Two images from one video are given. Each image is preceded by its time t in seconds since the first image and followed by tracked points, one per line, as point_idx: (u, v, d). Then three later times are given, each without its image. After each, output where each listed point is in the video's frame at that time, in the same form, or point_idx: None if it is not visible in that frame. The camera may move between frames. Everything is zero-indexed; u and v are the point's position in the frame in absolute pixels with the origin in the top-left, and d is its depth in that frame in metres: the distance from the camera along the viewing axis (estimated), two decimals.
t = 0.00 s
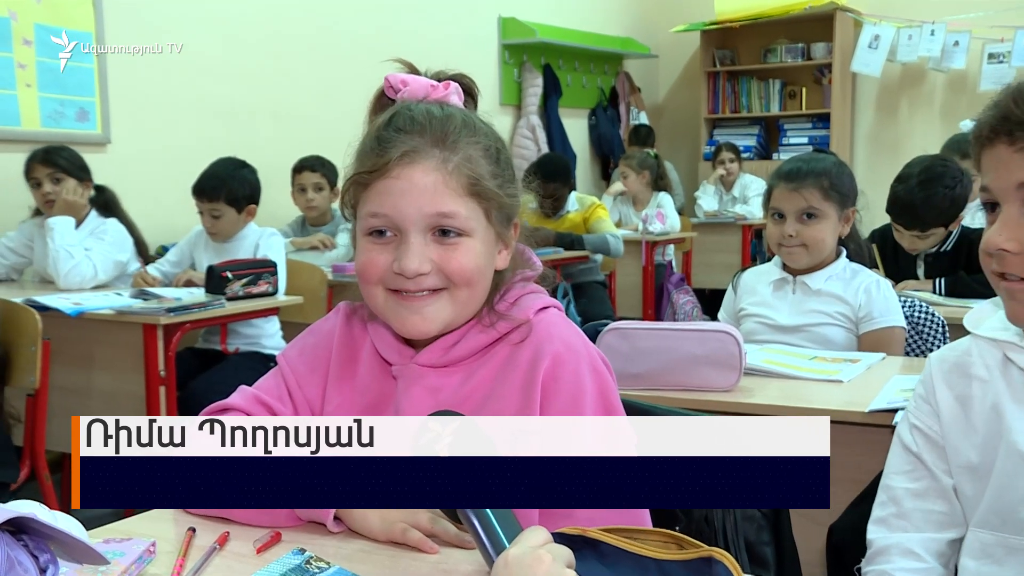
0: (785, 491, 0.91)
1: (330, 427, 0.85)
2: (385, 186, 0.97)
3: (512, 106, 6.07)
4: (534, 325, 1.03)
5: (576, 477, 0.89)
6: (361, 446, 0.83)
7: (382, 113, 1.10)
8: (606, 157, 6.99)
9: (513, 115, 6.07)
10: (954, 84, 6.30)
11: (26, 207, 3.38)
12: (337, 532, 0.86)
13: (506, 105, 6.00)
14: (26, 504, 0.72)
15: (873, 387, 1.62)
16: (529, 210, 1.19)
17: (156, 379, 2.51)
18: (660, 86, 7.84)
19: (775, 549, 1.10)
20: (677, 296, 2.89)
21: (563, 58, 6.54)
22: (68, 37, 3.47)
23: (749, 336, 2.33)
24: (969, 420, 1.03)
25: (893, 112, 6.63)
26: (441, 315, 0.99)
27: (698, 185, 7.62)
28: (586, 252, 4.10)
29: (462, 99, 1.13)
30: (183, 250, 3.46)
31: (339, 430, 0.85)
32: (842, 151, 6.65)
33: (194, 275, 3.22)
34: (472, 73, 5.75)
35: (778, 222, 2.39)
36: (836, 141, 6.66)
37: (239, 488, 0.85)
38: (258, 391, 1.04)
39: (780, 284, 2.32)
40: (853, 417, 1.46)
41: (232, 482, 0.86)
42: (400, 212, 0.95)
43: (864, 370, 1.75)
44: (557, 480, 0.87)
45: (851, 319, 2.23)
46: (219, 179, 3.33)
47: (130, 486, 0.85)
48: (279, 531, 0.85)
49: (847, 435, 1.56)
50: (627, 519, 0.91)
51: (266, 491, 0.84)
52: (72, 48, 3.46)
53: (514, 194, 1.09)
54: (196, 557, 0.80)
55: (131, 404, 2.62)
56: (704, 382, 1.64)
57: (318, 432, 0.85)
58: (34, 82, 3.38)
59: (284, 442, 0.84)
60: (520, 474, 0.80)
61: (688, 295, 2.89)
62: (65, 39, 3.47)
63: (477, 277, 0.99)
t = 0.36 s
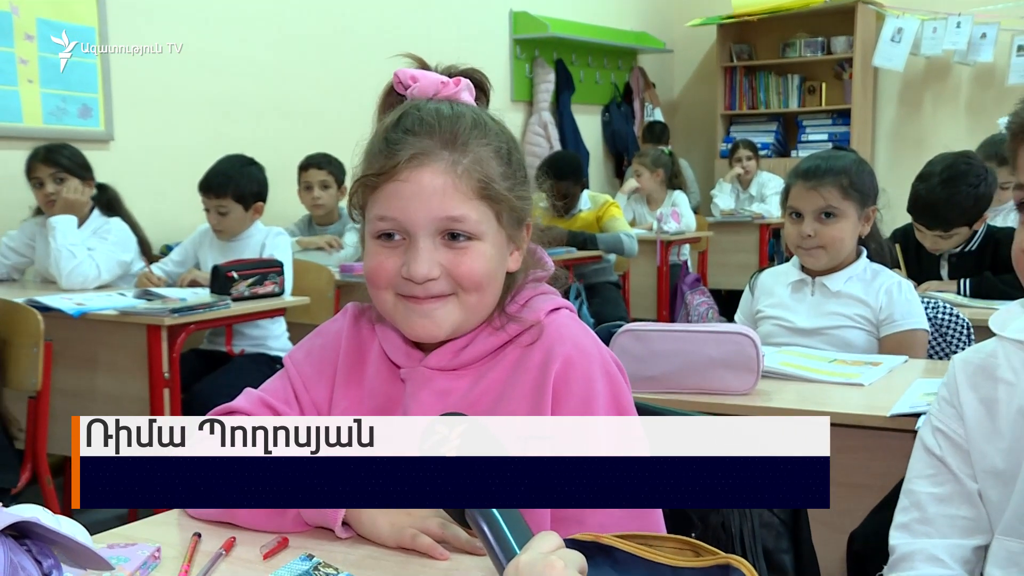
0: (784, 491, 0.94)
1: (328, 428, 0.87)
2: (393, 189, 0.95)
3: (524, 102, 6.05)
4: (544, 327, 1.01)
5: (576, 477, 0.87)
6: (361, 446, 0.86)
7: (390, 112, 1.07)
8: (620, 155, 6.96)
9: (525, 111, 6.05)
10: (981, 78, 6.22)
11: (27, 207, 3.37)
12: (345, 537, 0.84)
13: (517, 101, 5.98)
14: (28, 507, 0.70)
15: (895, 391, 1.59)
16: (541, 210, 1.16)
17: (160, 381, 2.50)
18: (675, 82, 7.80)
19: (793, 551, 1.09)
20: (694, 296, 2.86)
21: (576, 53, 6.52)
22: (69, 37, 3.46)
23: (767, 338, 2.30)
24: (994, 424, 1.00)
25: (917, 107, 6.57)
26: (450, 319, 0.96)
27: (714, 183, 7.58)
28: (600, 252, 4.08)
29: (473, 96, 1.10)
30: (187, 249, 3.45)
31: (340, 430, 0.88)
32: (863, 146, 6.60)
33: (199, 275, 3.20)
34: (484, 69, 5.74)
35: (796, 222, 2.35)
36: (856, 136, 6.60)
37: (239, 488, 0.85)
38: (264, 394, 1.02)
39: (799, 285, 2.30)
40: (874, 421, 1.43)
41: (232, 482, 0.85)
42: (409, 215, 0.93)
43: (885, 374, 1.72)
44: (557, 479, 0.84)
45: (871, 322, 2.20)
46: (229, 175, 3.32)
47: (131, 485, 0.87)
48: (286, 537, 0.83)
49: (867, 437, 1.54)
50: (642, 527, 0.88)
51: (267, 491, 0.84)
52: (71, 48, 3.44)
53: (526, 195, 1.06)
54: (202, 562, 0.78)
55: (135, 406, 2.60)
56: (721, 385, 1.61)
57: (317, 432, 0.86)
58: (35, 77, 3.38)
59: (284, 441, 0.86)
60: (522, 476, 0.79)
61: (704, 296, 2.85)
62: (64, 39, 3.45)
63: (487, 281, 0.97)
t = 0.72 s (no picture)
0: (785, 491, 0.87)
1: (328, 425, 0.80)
2: (408, 188, 0.92)
3: (537, 99, 6.03)
4: (560, 328, 0.99)
5: (576, 477, 0.76)
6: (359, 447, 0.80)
7: (406, 109, 1.05)
8: (637, 153, 6.91)
9: (539, 108, 6.03)
10: (1011, 71, 6.16)
11: (30, 207, 3.38)
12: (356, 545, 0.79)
13: (530, 97, 5.96)
14: (35, 511, 0.69)
15: (920, 395, 1.56)
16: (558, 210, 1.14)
17: (167, 383, 2.48)
18: (693, 78, 7.76)
19: (815, 560, 1.07)
20: (711, 297, 2.82)
21: (592, 49, 6.50)
22: (68, 36, 3.42)
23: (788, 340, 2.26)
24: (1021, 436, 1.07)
25: (945, 101, 6.51)
26: (466, 322, 0.94)
27: (732, 181, 7.53)
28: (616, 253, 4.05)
29: (490, 92, 1.08)
30: (194, 249, 3.44)
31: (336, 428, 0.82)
32: (888, 142, 6.55)
33: (206, 275, 3.19)
34: (499, 65, 5.72)
35: (818, 222, 2.31)
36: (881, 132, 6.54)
37: (239, 488, 0.78)
38: (274, 397, 1.00)
39: (822, 286, 2.26)
40: (899, 426, 1.40)
41: (233, 482, 0.78)
42: (424, 215, 0.90)
43: (911, 377, 1.69)
44: (558, 481, 0.71)
45: (897, 324, 2.17)
46: (251, 165, 3.37)
47: (131, 486, 0.80)
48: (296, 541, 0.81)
49: (889, 442, 1.51)
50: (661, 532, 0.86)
51: (268, 491, 0.77)
52: (71, 47, 3.41)
53: (543, 195, 1.04)
54: (211, 568, 0.77)
55: (140, 409, 2.59)
56: (740, 390, 1.59)
57: (316, 430, 0.80)
58: (41, 74, 3.35)
59: (284, 441, 0.79)
60: (524, 477, 0.72)
61: (722, 297, 2.82)
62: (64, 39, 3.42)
63: (503, 283, 0.94)
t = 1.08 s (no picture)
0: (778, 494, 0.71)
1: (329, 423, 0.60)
2: (424, 183, 0.90)
3: (552, 95, 6.01)
4: (578, 330, 0.97)
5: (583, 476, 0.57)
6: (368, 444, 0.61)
7: (422, 104, 1.03)
8: (654, 150, 6.87)
9: (554, 105, 6.02)
10: None
11: (36, 207, 3.38)
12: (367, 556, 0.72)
13: (545, 93, 5.94)
14: (43, 515, 0.66)
15: (947, 399, 1.53)
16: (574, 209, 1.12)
17: (174, 386, 2.47)
18: (711, 74, 7.73)
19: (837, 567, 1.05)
20: (730, 298, 2.80)
21: (608, 44, 6.49)
22: (68, 36, 3.40)
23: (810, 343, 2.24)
24: None
25: (972, 98, 6.44)
26: (481, 322, 0.92)
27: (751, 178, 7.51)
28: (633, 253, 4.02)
29: (506, 89, 1.05)
30: (203, 249, 3.43)
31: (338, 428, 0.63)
32: (913, 138, 6.49)
33: (215, 275, 3.18)
34: (515, 61, 5.72)
35: (840, 222, 2.28)
36: (906, 128, 6.49)
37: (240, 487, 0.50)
38: (286, 399, 0.98)
39: (844, 287, 2.23)
40: (924, 431, 1.38)
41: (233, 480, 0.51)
42: (441, 210, 0.88)
43: (936, 381, 1.66)
44: (557, 478, 0.54)
45: (922, 326, 2.13)
46: (267, 164, 3.40)
47: (132, 486, 0.57)
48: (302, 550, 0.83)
49: (912, 447, 1.48)
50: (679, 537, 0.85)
51: (266, 491, 0.49)
52: (70, 47, 3.39)
53: (561, 193, 1.02)
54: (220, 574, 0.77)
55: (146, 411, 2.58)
56: (760, 393, 1.56)
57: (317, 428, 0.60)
58: (47, 70, 3.35)
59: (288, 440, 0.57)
60: (519, 475, 0.55)
61: (741, 297, 2.79)
62: (64, 39, 3.40)
63: (520, 283, 0.92)
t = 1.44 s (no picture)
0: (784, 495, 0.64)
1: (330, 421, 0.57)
2: (438, 180, 0.88)
3: (567, 92, 5.99)
4: (594, 332, 0.95)
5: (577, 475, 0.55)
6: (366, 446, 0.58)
7: (436, 99, 1.01)
8: (671, 148, 6.84)
9: (568, 101, 6.00)
10: None
11: (41, 206, 3.37)
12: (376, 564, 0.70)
13: (560, 90, 5.92)
14: (47, 521, 0.65)
15: (974, 405, 1.49)
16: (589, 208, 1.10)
17: (181, 389, 2.46)
18: (729, 70, 7.69)
19: None
20: (749, 300, 2.76)
21: (624, 40, 6.47)
22: (67, 36, 3.38)
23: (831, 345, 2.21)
24: None
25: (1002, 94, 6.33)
26: (494, 323, 0.90)
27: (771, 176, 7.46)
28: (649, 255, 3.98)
29: (523, 86, 1.03)
30: (212, 249, 3.42)
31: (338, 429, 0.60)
32: (938, 136, 6.40)
33: (222, 276, 3.17)
34: (530, 56, 5.70)
35: (864, 222, 2.25)
36: (931, 126, 6.41)
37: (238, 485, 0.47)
38: (294, 402, 0.96)
39: (867, 288, 2.21)
40: (950, 437, 1.35)
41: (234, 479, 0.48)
42: (454, 207, 0.86)
43: (962, 386, 1.62)
44: (554, 478, 0.52)
45: (949, 328, 2.10)
46: (261, 165, 3.31)
47: (133, 486, 0.55)
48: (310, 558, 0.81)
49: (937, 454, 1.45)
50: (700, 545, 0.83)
51: (267, 491, 0.46)
52: (70, 47, 3.37)
53: (577, 191, 0.99)
54: None
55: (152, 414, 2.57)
56: (781, 398, 1.54)
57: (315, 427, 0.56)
58: (52, 67, 3.36)
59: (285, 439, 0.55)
60: (519, 475, 0.53)
61: (760, 300, 2.75)
62: (63, 39, 3.38)
63: (534, 284, 0.90)
